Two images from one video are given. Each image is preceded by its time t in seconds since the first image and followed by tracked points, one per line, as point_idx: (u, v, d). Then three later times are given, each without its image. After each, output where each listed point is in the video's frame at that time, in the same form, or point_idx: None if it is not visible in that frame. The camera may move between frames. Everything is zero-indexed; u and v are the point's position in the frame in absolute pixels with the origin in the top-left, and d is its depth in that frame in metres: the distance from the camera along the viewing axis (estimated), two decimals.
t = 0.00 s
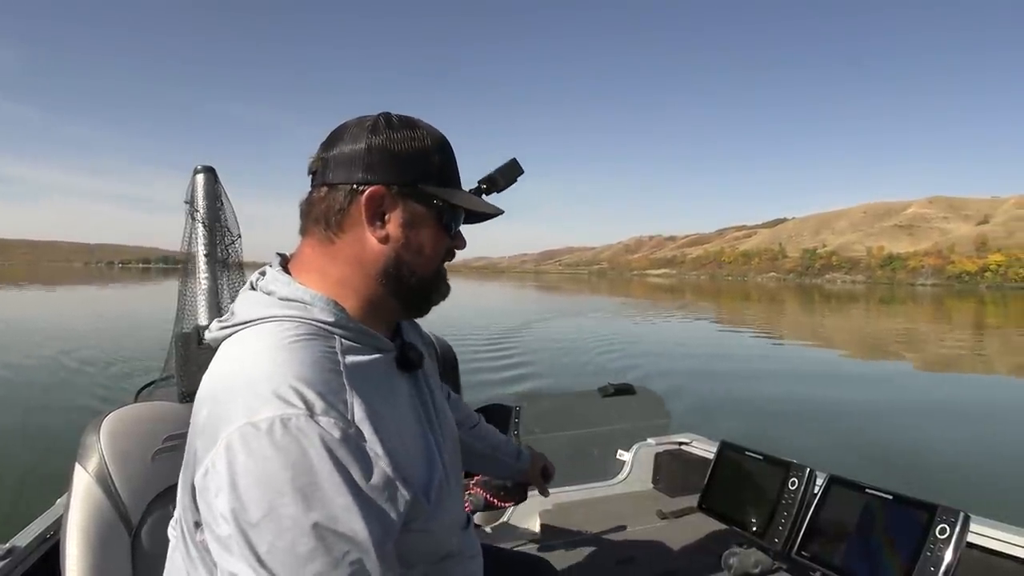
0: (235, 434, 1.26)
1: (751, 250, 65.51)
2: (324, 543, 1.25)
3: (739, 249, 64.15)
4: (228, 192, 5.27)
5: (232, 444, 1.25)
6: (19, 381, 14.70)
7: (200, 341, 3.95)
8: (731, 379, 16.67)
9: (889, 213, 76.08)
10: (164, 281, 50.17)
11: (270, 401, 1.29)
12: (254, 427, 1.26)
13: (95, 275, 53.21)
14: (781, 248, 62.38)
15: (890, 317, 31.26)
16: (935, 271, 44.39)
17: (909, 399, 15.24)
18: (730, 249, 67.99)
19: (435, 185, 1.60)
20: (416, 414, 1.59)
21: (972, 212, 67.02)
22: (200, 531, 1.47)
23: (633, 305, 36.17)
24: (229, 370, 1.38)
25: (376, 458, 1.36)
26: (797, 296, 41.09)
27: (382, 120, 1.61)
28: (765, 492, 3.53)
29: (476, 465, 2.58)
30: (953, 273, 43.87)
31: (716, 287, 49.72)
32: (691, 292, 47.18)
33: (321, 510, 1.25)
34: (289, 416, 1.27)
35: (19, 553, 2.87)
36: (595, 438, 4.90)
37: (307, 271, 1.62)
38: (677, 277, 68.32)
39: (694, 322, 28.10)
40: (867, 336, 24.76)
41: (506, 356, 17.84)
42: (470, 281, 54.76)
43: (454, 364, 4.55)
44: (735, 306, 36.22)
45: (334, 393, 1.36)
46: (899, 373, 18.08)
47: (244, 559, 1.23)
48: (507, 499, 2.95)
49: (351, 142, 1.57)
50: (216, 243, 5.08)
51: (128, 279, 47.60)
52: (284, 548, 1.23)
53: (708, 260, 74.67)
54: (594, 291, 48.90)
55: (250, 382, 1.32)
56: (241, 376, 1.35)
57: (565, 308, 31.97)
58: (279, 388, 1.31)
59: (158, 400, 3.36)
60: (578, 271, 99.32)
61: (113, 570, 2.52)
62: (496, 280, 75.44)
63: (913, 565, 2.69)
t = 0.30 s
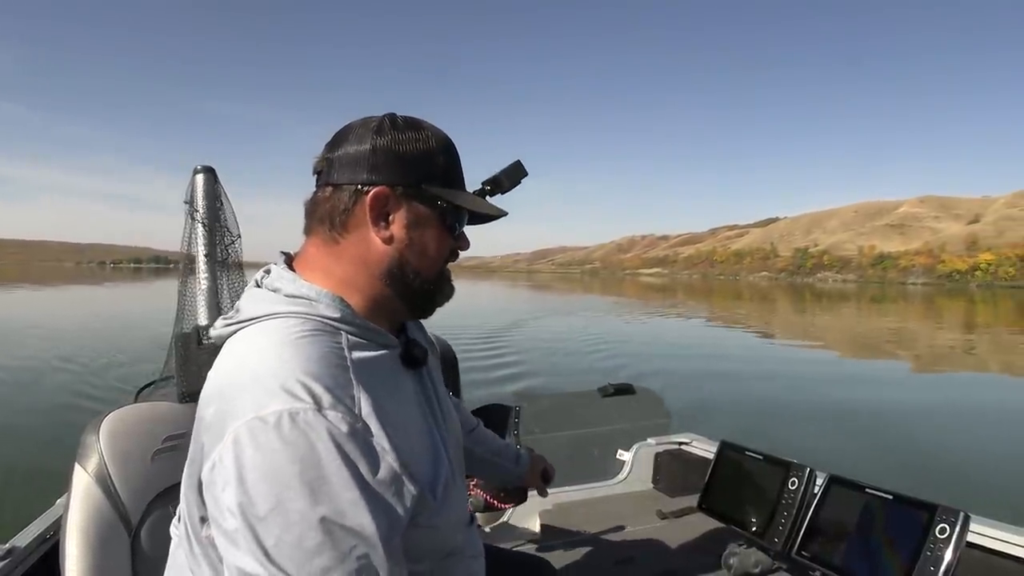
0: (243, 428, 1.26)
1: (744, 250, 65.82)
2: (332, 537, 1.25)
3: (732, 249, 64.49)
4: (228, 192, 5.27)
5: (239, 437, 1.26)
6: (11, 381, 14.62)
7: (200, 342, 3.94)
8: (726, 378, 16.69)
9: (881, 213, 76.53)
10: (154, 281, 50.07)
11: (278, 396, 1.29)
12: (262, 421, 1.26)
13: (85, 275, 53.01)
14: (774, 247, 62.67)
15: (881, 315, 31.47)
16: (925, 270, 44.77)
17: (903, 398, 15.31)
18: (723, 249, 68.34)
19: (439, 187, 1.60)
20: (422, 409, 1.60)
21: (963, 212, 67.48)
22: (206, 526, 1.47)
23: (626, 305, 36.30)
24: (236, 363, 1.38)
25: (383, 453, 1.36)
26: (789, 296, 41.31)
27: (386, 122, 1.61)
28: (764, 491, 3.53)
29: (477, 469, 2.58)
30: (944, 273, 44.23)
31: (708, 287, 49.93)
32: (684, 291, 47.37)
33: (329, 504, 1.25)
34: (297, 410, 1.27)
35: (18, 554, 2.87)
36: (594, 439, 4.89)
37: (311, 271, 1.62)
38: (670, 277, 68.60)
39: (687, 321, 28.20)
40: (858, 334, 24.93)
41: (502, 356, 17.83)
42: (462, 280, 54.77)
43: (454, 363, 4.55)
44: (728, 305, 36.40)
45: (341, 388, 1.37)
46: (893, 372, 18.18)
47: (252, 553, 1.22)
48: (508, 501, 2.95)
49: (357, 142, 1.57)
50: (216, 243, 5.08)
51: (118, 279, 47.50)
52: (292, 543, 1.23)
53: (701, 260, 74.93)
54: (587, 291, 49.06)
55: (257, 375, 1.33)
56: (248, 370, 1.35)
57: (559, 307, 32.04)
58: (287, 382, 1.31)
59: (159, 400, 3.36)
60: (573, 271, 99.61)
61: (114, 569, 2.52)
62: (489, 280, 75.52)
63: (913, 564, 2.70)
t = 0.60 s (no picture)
0: (245, 422, 1.26)
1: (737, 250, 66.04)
2: (334, 531, 1.25)
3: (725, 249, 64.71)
4: (228, 191, 5.27)
5: (242, 432, 1.25)
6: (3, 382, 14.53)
7: (200, 341, 3.94)
8: (721, 377, 16.71)
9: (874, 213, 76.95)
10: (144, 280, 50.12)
11: (281, 390, 1.29)
12: (265, 415, 1.26)
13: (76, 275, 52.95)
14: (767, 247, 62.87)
15: (871, 314, 31.69)
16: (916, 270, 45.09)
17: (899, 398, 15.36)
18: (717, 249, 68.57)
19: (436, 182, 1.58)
20: (423, 406, 1.59)
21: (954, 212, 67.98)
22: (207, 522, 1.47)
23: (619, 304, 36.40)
24: (238, 361, 1.37)
25: (385, 448, 1.36)
26: (780, 295, 41.55)
27: (382, 121, 1.60)
28: (765, 490, 3.53)
29: (483, 468, 2.57)
30: (932, 271, 46.11)
31: (701, 287, 50.09)
32: (675, 291, 47.53)
33: (330, 498, 1.25)
34: (299, 405, 1.27)
35: (18, 553, 2.87)
36: (594, 439, 4.89)
37: (313, 268, 1.63)
38: (664, 276, 68.76)
39: (680, 320, 28.31)
40: (850, 333, 25.06)
41: (498, 356, 17.82)
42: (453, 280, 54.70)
43: (454, 363, 4.54)
44: (720, 304, 36.56)
45: (343, 384, 1.37)
46: (885, 370, 18.27)
47: (253, 547, 1.22)
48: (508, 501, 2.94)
49: (355, 141, 1.57)
50: (216, 243, 5.08)
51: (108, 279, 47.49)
52: (294, 537, 1.23)
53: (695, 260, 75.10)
54: (579, 290, 49.16)
55: (259, 370, 1.32)
56: (251, 366, 1.34)
57: (552, 307, 32.09)
58: (289, 376, 1.31)
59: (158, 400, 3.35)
60: (567, 271, 99.71)
61: (114, 569, 2.51)
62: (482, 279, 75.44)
63: (913, 565, 2.70)
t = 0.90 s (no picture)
0: (236, 421, 1.26)
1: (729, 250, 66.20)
2: (323, 533, 1.26)
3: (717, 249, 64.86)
4: (227, 192, 5.28)
5: (233, 429, 1.26)
6: None
7: (200, 341, 3.94)
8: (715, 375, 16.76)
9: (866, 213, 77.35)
10: (133, 282, 50.07)
11: (271, 389, 1.29)
12: (255, 414, 1.26)
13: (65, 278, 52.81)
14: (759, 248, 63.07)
15: (861, 314, 31.92)
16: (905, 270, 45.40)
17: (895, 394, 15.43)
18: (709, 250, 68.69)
19: (420, 172, 1.57)
20: (417, 404, 1.59)
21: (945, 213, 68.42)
22: (202, 518, 1.48)
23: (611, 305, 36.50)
24: (231, 359, 1.38)
25: (375, 449, 1.36)
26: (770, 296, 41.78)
27: (364, 121, 1.61)
28: (765, 490, 3.54)
29: (486, 473, 2.57)
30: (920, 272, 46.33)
31: (692, 287, 50.27)
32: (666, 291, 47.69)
33: (320, 496, 1.26)
34: (290, 405, 1.27)
35: (18, 554, 2.86)
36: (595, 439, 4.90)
37: (309, 271, 1.63)
38: (657, 276, 68.88)
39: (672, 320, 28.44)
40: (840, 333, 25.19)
41: (493, 356, 17.82)
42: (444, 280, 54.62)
43: (455, 364, 4.53)
44: (712, 305, 36.74)
45: (335, 383, 1.37)
46: (878, 369, 18.38)
47: (243, 545, 1.23)
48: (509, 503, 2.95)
49: (339, 143, 1.58)
50: (216, 244, 5.08)
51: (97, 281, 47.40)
52: (283, 534, 1.23)
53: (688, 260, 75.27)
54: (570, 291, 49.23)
55: (250, 370, 1.33)
56: (242, 365, 1.34)
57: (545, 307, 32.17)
58: (280, 376, 1.31)
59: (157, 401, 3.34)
60: (561, 271, 99.83)
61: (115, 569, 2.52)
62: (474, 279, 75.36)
63: (913, 565, 2.70)
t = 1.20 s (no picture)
0: (240, 416, 1.26)
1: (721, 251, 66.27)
2: (328, 528, 1.25)
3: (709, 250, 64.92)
4: (227, 192, 5.28)
5: (237, 424, 1.26)
6: None
7: (201, 342, 3.93)
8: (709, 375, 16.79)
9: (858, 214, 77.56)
10: (123, 283, 49.97)
11: (275, 385, 1.30)
12: (259, 410, 1.26)
13: (55, 279, 52.67)
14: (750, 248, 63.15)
15: (850, 313, 32.08)
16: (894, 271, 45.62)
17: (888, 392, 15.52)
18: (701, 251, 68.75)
19: (356, 162, 1.56)
20: (418, 404, 1.60)
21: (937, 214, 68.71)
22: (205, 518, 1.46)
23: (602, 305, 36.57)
24: (232, 358, 1.38)
25: (377, 446, 1.36)
26: (760, 296, 41.94)
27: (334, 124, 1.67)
28: (765, 489, 3.54)
29: (487, 475, 2.57)
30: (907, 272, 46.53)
31: (682, 287, 50.33)
32: (655, 291, 47.79)
33: (324, 491, 1.25)
34: (293, 401, 1.28)
35: (18, 553, 2.86)
36: (595, 440, 4.90)
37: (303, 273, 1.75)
38: (648, 277, 68.91)
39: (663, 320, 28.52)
40: (830, 332, 25.27)
41: (488, 355, 17.78)
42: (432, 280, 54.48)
43: (455, 364, 4.53)
44: (701, 304, 36.84)
45: (337, 381, 1.37)
46: (869, 368, 18.47)
47: (249, 539, 1.22)
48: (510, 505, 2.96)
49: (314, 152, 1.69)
50: (216, 244, 5.08)
51: (86, 282, 47.24)
52: (288, 528, 1.23)
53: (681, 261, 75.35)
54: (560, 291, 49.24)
55: (253, 367, 1.33)
56: (245, 364, 1.35)
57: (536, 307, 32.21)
58: (283, 373, 1.32)
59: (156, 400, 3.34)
60: (555, 271, 99.78)
61: (115, 569, 2.52)
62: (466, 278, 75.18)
63: (913, 565, 2.70)
